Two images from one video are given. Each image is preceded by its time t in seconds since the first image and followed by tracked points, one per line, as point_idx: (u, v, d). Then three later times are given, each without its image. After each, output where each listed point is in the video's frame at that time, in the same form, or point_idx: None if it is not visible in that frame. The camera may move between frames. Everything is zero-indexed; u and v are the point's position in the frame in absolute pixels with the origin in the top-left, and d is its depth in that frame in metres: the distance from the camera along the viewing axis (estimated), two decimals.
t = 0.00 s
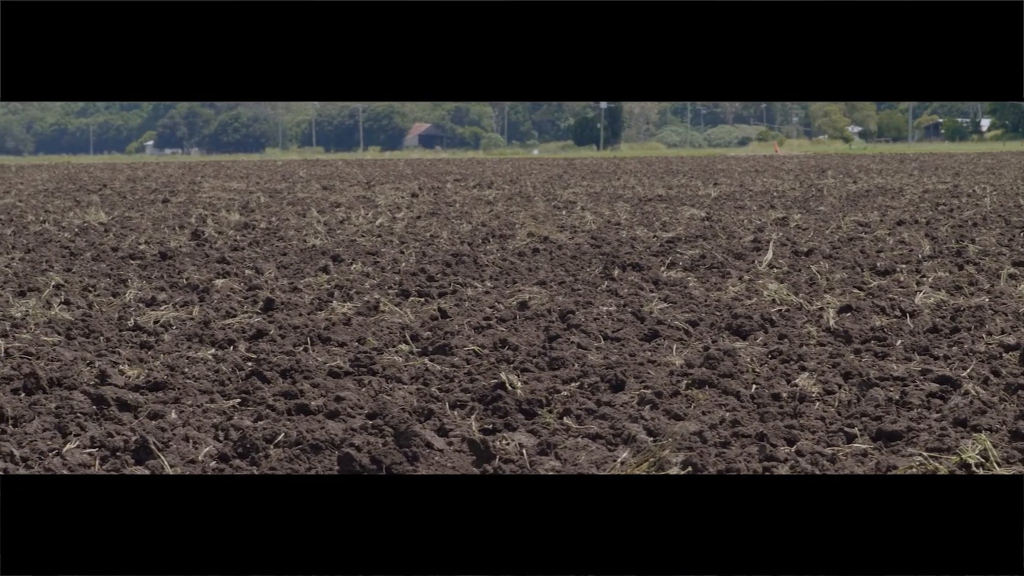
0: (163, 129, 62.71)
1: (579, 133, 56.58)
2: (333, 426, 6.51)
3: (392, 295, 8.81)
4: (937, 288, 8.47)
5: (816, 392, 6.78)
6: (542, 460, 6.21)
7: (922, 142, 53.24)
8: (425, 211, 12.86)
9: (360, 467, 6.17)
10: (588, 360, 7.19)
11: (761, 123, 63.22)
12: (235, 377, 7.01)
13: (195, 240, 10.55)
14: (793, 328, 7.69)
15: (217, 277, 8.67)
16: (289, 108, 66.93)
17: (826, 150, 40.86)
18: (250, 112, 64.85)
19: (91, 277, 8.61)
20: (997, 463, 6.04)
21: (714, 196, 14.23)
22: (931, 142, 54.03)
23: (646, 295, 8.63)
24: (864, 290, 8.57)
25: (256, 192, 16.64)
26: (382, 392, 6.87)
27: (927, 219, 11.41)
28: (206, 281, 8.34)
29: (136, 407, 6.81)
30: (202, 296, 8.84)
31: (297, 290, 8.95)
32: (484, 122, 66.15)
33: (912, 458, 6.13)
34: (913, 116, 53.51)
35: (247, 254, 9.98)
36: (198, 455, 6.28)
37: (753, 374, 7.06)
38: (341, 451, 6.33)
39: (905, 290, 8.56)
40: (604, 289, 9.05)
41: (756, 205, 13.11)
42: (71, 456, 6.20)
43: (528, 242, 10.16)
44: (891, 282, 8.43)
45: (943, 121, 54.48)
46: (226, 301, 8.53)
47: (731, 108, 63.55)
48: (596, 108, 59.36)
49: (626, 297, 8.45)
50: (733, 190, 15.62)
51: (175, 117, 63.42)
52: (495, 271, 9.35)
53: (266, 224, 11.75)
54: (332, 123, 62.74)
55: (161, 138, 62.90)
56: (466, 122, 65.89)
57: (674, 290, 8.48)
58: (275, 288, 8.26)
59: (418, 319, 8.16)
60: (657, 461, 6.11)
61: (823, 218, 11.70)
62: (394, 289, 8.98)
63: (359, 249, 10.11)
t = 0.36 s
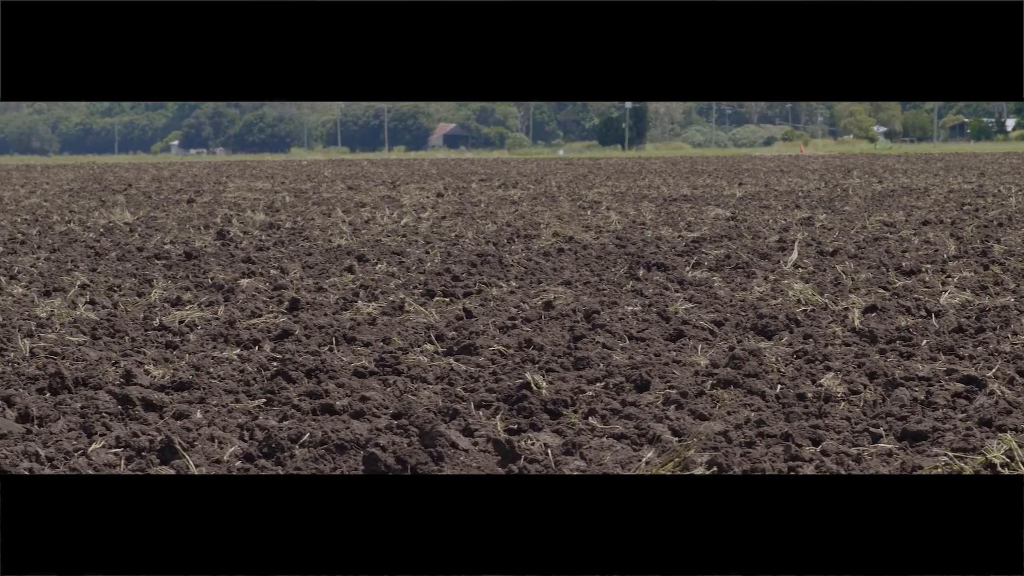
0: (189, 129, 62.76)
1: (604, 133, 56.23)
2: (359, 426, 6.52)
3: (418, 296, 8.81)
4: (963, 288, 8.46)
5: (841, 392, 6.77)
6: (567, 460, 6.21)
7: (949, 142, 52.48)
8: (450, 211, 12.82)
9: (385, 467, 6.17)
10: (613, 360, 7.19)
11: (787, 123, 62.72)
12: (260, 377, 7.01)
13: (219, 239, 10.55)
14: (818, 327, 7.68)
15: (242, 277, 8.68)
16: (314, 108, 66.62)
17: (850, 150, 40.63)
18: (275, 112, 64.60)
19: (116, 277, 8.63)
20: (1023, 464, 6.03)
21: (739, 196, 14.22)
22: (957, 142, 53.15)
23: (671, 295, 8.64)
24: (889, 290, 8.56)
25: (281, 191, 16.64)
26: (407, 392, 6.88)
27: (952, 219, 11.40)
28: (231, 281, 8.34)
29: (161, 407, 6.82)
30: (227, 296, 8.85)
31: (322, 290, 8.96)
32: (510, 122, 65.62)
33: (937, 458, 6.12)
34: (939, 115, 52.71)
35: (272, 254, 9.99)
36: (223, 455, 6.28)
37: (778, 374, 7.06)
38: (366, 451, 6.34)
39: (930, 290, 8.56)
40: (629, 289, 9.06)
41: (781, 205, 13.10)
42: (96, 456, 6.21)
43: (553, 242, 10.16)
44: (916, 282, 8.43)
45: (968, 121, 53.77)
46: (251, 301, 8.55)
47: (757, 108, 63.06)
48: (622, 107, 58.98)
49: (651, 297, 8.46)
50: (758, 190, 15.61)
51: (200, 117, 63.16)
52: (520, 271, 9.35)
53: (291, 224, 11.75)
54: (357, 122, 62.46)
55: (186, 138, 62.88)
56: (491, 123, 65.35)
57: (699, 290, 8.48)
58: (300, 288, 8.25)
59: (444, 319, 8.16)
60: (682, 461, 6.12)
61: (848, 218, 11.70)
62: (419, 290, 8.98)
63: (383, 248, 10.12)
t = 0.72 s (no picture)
0: (217, 129, 62.42)
1: (631, 132, 55.67)
2: (386, 426, 6.51)
3: (445, 295, 8.82)
4: (991, 288, 8.45)
5: (868, 391, 6.77)
6: (594, 460, 6.21)
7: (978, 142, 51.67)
8: (477, 211, 12.85)
9: (412, 467, 6.17)
10: (640, 360, 7.18)
11: (815, 123, 62.17)
12: (287, 377, 7.01)
13: (246, 239, 10.54)
14: (845, 328, 7.68)
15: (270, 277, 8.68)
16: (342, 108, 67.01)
17: (877, 150, 40.55)
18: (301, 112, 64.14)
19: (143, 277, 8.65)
20: None
21: (767, 196, 14.21)
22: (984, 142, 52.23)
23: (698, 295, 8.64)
24: (917, 290, 8.55)
25: (307, 191, 16.63)
26: (435, 392, 6.87)
27: (980, 219, 11.37)
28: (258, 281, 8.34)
29: (188, 407, 6.83)
30: (254, 296, 8.86)
31: (350, 290, 8.96)
32: (537, 122, 66.10)
33: (964, 459, 6.11)
34: (964, 116, 51.83)
35: (299, 253, 9.99)
36: (250, 455, 6.29)
37: (806, 374, 7.05)
38: (393, 451, 6.34)
39: (958, 290, 8.55)
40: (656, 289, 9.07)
41: (808, 204, 13.10)
42: (123, 455, 6.22)
43: (580, 241, 10.15)
44: (944, 282, 8.41)
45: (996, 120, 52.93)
46: (277, 301, 8.59)
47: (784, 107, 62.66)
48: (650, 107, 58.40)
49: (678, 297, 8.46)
50: (786, 190, 15.60)
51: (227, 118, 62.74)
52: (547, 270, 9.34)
53: (318, 223, 11.75)
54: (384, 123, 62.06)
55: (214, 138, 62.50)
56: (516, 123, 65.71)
57: (726, 289, 8.47)
58: (327, 287, 8.25)
59: (470, 319, 8.16)
60: (709, 461, 6.12)
61: (875, 218, 11.69)
62: (447, 290, 8.98)
63: (410, 248, 10.13)
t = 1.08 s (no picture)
0: (246, 129, 62.25)
1: (661, 133, 54.89)
2: (415, 426, 6.52)
3: (475, 295, 8.83)
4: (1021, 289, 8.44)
5: (898, 392, 6.76)
6: (624, 460, 6.21)
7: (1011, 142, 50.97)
8: (507, 211, 12.90)
9: (442, 467, 6.17)
10: (669, 360, 7.18)
11: (844, 123, 61.31)
12: (317, 377, 7.01)
13: (275, 239, 10.56)
14: (875, 328, 7.67)
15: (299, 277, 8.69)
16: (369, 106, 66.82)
17: (906, 150, 40.72)
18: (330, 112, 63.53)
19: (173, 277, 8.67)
20: None
21: (796, 196, 14.25)
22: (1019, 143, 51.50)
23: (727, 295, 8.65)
24: (946, 290, 8.55)
25: (337, 191, 16.68)
26: (464, 392, 6.87)
27: (1010, 219, 11.41)
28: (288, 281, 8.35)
29: (217, 407, 6.83)
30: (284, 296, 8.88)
31: (379, 290, 8.97)
32: (566, 121, 64.99)
33: (995, 459, 6.09)
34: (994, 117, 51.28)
35: (328, 254, 10.02)
36: (280, 455, 6.29)
37: (835, 375, 7.05)
38: (423, 451, 6.34)
39: (988, 290, 8.54)
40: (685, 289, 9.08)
41: (838, 205, 13.14)
42: (154, 455, 6.23)
43: (610, 241, 10.18)
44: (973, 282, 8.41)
45: None
46: (307, 301, 8.61)
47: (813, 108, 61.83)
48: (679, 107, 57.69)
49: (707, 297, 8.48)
50: (816, 190, 15.65)
51: (257, 120, 62.49)
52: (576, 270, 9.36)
53: (348, 224, 11.79)
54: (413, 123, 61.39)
55: (243, 138, 62.25)
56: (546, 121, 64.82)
57: (754, 290, 8.47)
58: (356, 288, 8.26)
59: (500, 319, 8.17)
60: (739, 461, 6.12)
61: (904, 218, 11.74)
62: (476, 290, 9.00)
63: (440, 248, 10.16)
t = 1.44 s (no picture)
0: (276, 129, 60.80)
1: (690, 133, 54.16)
2: (444, 426, 6.52)
3: (504, 295, 8.84)
4: None
5: (927, 392, 6.75)
6: (653, 460, 6.20)
7: None
8: (536, 211, 12.90)
9: (471, 467, 6.17)
10: (699, 360, 7.18)
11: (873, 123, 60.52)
12: (346, 377, 7.01)
13: (304, 239, 10.57)
14: (904, 328, 7.66)
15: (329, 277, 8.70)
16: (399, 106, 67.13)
17: (936, 151, 40.59)
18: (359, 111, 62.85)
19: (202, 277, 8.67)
20: None
21: (825, 196, 14.24)
22: None
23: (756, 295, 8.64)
24: (975, 290, 8.53)
25: (366, 191, 16.66)
26: (493, 392, 6.87)
27: None
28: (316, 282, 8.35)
29: (246, 407, 6.84)
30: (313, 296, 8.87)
31: (409, 289, 8.98)
32: (596, 121, 65.38)
33: None
34: None
35: (357, 253, 10.04)
36: (309, 455, 6.29)
37: (864, 374, 7.05)
38: (451, 451, 6.34)
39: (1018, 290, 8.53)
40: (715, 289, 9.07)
41: (867, 205, 13.12)
42: (183, 455, 6.24)
43: (639, 241, 10.19)
44: (1002, 282, 8.40)
45: None
46: (336, 301, 8.62)
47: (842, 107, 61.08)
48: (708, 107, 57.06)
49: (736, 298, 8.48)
50: (845, 190, 15.62)
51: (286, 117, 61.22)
52: (605, 270, 9.36)
53: (377, 224, 11.80)
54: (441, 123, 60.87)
55: (272, 138, 60.90)
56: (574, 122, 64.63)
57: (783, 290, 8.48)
58: (385, 288, 8.26)
59: (528, 319, 8.17)
60: (768, 461, 6.11)
61: (934, 218, 11.74)
62: (505, 290, 9.00)
63: (469, 248, 10.18)
